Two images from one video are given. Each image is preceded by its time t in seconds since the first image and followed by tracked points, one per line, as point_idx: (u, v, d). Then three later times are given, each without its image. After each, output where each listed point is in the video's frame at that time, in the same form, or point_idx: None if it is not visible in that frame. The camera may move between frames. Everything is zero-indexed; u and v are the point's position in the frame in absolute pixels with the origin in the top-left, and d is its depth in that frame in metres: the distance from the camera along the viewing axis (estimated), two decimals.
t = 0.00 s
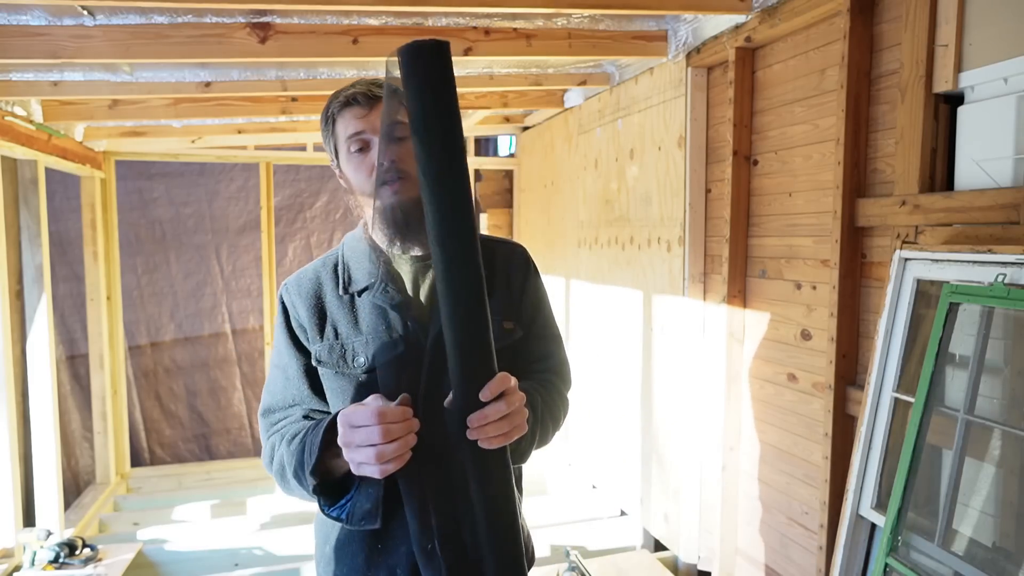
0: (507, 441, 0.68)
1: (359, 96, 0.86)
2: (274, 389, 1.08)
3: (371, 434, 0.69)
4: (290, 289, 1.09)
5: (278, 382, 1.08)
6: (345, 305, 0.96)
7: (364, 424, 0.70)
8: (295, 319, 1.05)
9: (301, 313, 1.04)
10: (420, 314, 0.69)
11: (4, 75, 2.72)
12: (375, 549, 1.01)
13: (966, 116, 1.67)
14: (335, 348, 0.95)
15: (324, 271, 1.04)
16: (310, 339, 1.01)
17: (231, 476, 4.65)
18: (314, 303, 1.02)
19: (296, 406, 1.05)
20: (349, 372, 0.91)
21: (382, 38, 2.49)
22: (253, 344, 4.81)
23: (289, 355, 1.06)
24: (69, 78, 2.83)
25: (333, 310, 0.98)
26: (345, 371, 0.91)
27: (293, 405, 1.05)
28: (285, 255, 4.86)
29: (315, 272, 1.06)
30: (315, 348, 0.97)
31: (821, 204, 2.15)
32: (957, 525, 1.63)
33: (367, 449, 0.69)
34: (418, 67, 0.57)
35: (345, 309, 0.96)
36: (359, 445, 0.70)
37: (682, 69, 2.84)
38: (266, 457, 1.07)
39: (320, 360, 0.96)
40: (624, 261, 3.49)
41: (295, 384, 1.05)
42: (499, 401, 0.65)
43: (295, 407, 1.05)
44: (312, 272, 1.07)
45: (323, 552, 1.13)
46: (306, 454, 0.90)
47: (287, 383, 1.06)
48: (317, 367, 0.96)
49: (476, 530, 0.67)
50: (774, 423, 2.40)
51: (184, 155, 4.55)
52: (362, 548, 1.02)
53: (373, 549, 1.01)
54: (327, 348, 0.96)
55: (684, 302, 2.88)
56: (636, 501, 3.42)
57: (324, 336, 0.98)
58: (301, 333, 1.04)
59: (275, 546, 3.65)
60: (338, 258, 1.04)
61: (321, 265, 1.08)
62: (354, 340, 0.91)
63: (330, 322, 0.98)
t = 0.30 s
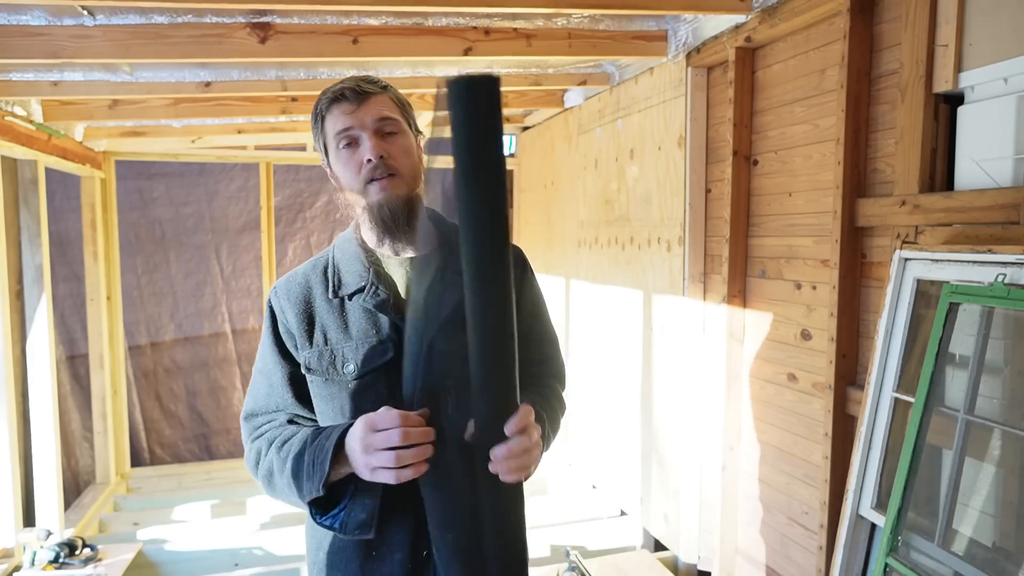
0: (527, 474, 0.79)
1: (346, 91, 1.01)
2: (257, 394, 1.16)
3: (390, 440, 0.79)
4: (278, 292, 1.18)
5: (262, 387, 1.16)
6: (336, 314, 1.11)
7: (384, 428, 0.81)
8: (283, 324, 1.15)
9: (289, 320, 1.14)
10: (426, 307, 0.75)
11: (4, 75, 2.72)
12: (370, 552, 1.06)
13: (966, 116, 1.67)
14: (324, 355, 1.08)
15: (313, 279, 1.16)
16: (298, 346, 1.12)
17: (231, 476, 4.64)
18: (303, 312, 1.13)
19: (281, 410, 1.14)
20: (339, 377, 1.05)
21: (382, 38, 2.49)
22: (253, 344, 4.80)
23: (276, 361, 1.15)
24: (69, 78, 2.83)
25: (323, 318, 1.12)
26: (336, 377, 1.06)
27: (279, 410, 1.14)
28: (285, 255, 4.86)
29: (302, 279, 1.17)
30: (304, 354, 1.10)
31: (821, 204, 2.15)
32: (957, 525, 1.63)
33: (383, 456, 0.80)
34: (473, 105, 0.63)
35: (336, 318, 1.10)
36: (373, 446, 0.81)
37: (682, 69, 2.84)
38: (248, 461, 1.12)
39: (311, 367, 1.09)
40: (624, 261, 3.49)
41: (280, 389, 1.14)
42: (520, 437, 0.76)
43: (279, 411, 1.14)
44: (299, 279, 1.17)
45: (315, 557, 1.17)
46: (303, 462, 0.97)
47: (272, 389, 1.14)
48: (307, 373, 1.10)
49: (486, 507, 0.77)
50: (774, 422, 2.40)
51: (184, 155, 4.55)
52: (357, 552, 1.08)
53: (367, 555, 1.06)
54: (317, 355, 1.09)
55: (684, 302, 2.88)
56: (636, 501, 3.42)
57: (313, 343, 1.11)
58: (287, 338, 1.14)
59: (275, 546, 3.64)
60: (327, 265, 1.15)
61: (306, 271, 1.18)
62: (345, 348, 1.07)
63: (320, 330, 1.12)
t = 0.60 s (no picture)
0: None
1: (342, 89, 1.16)
2: (254, 398, 1.17)
3: (445, 452, 0.88)
4: (272, 294, 1.19)
5: (258, 392, 1.17)
6: (333, 319, 1.15)
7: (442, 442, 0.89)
8: (278, 329, 1.16)
9: (285, 324, 1.15)
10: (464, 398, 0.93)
11: (4, 75, 2.72)
12: (367, 555, 1.11)
13: (966, 116, 1.67)
14: (322, 361, 1.12)
15: (308, 283, 1.18)
16: (294, 350, 1.14)
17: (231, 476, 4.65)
18: (299, 316, 1.15)
19: (280, 415, 1.15)
20: (337, 384, 1.10)
21: (382, 38, 2.49)
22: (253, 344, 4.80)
23: (273, 366, 1.16)
24: (69, 78, 2.83)
25: (321, 323, 1.15)
26: (333, 383, 1.10)
27: (278, 414, 1.15)
28: (285, 255, 4.86)
29: (298, 281, 1.19)
30: (302, 360, 1.13)
31: (821, 204, 2.15)
32: (957, 525, 1.63)
33: (438, 464, 0.89)
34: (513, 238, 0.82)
35: (333, 323, 1.14)
36: (429, 454, 0.90)
37: (682, 69, 2.84)
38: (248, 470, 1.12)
39: (308, 373, 1.12)
40: (624, 261, 3.49)
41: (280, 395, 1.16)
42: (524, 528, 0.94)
43: (280, 416, 1.15)
44: (295, 282, 1.19)
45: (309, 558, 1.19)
46: (337, 464, 1.00)
47: (271, 394, 1.16)
48: (305, 379, 1.12)
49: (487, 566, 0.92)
50: (774, 423, 2.40)
51: (183, 155, 4.55)
52: (354, 555, 1.12)
53: (364, 558, 1.11)
54: (314, 361, 1.12)
55: (684, 302, 2.89)
56: (636, 501, 3.42)
57: (310, 349, 1.13)
58: (284, 344, 1.15)
59: (275, 546, 3.64)
60: (325, 270, 1.19)
61: (302, 273, 1.21)
62: (341, 353, 1.11)
63: (315, 335, 1.14)
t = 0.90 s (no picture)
0: None
1: (355, 86, 1.17)
2: (267, 398, 1.17)
3: (474, 457, 0.92)
4: (279, 289, 1.20)
5: (271, 391, 1.17)
6: (344, 319, 1.16)
7: (465, 447, 0.94)
8: (290, 327, 1.17)
9: (297, 323, 1.16)
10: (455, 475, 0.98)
11: (4, 75, 2.72)
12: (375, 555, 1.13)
13: (966, 116, 1.67)
14: (337, 361, 1.13)
15: (318, 280, 1.20)
16: (307, 349, 1.15)
17: (231, 477, 4.65)
18: (310, 314, 1.16)
19: (296, 415, 1.16)
20: (351, 384, 1.12)
21: (382, 38, 2.49)
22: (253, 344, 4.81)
23: (286, 365, 1.16)
24: (69, 78, 2.83)
25: (332, 322, 1.16)
26: (347, 383, 1.12)
27: (293, 414, 1.16)
28: (284, 255, 4.86)
29: (307, 278, 1.20)
30: (314, 359, 1.14)
31: (821, 204, 2.15)
32: (957, 525, 1.63)
33: (465, 468, 0.94)
34: (487, 329, 0.90)
35: (344, 323, 1.16)
36: (455, 458, 0.95)
37: (682, 69, 2.84)
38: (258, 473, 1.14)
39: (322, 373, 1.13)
40: (624, 261, 3.48)
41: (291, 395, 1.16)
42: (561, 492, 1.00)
43: (294, 416, 1.16)
44: (304, 279, 1.20)
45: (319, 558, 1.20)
46: (370, 479, 1.03)
47: (285, 392, 1.16)
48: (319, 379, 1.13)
49: None
50: (774, 423, 2.40)
51: (184, 155, 4.55)
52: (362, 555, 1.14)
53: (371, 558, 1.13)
54: (327, 360, 1.13)
55: (684, 302, 2.89)
56: (636, 501, 3.42)
57: (322, 348, 1.15)
58: (298, 343, 1.16)
59: (275, 546, 3.64)
60: (335, 268, 1.20)
61: (310, 270, 1.21)
62: (354, 352, 1.13)
63: (327, 334, 1.16)
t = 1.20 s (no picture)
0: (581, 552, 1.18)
1: (374, 91, 1.17)
2: (290, 398, 1.17)
3: (491, 492, 0.96)
4: (305, 289, 1.20)
5: (293, 392, 1.17)
6: (367, 319, 1.16)
7: (479, 482, 0.97)
8: (313, 327, 1.17)
9: (321, 323, 1.16)
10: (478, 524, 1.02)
11: (4, 75, 2.72)
12: (396, 550, 1.14)
13: (966, 116, 1.67)
14: (359, 359, 1.13)
15: (342, 280, 1.19)
16: (330, 348, 1.15)
17: (231, 477, 4.65)
18: (334, 313, 1.16)
19: (316, 416, 1.16)
20: (373, 382, 1.13)
21: (382, 38, 2.49)
22: (253, 344, 4.81)
23: (309, 364, 1.16)
24: (69, 79, 2.83)
25: (355, 321, 1.17)
26: (370, 381, 1.13)
27: (315, 414, 1.16)
28: (285, 256, 4.86)
29: (331, 278, 1.20)
30: (337, 357, 1.14)
31: (821, 204, 2.15)
32: (957, 525, 1.63)
33: (482, 505, 0.97)
34: (498, 368, 0.97)
35: (367, 322, 1.16)
36: (472, 495, 0.98)
37: (682, 69, 2.84)
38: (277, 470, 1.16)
39: (346, 372, 1.13)
40: (624, 261, 3.48)
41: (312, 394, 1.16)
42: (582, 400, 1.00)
43: (316, 417, 1.16)
44: (328, 278, 1.20)
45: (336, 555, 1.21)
46: (388, 497, 1.05)
47: (307, 392, 1.16)
48: (342, 377, 1.13)
49: None
50: (774, 423, 2.40)
51: (183, 155, 4.55)
52: (383, 552, 1.14)
53: (393, 553, 1.14)
54: (349, 358, 1.13)
55: (684, 301, 2.89)
56: (636, 501, 3.42)
57: (346, 346, 1.15)
58: (321, 343, 1.16)
59: (275, 546, 3.65)
60: (358, 268, 1.20)
61: (333, 269, 1.22)
62: (376, 349, 1.14)
63: (350, 332, 1.16)
